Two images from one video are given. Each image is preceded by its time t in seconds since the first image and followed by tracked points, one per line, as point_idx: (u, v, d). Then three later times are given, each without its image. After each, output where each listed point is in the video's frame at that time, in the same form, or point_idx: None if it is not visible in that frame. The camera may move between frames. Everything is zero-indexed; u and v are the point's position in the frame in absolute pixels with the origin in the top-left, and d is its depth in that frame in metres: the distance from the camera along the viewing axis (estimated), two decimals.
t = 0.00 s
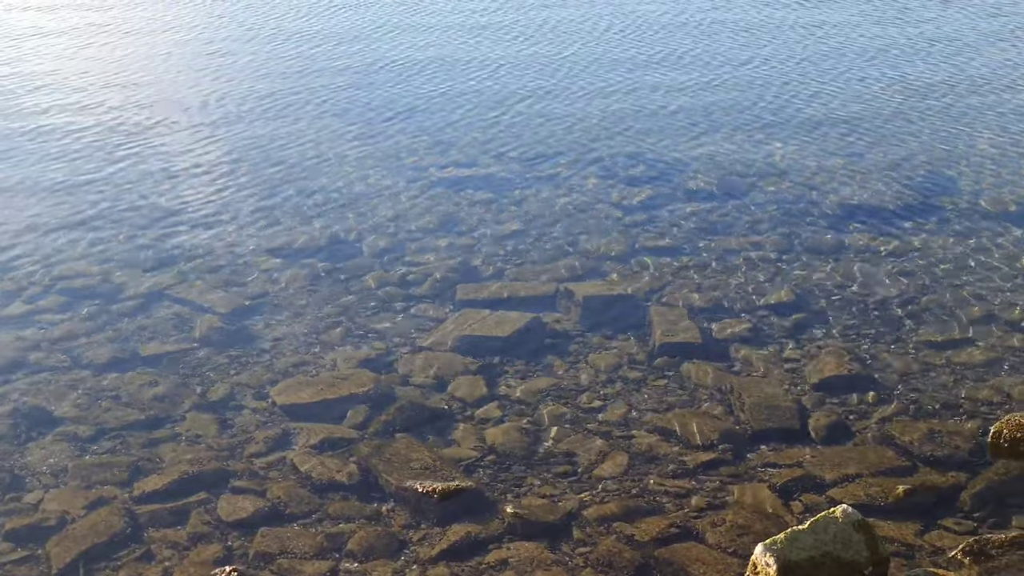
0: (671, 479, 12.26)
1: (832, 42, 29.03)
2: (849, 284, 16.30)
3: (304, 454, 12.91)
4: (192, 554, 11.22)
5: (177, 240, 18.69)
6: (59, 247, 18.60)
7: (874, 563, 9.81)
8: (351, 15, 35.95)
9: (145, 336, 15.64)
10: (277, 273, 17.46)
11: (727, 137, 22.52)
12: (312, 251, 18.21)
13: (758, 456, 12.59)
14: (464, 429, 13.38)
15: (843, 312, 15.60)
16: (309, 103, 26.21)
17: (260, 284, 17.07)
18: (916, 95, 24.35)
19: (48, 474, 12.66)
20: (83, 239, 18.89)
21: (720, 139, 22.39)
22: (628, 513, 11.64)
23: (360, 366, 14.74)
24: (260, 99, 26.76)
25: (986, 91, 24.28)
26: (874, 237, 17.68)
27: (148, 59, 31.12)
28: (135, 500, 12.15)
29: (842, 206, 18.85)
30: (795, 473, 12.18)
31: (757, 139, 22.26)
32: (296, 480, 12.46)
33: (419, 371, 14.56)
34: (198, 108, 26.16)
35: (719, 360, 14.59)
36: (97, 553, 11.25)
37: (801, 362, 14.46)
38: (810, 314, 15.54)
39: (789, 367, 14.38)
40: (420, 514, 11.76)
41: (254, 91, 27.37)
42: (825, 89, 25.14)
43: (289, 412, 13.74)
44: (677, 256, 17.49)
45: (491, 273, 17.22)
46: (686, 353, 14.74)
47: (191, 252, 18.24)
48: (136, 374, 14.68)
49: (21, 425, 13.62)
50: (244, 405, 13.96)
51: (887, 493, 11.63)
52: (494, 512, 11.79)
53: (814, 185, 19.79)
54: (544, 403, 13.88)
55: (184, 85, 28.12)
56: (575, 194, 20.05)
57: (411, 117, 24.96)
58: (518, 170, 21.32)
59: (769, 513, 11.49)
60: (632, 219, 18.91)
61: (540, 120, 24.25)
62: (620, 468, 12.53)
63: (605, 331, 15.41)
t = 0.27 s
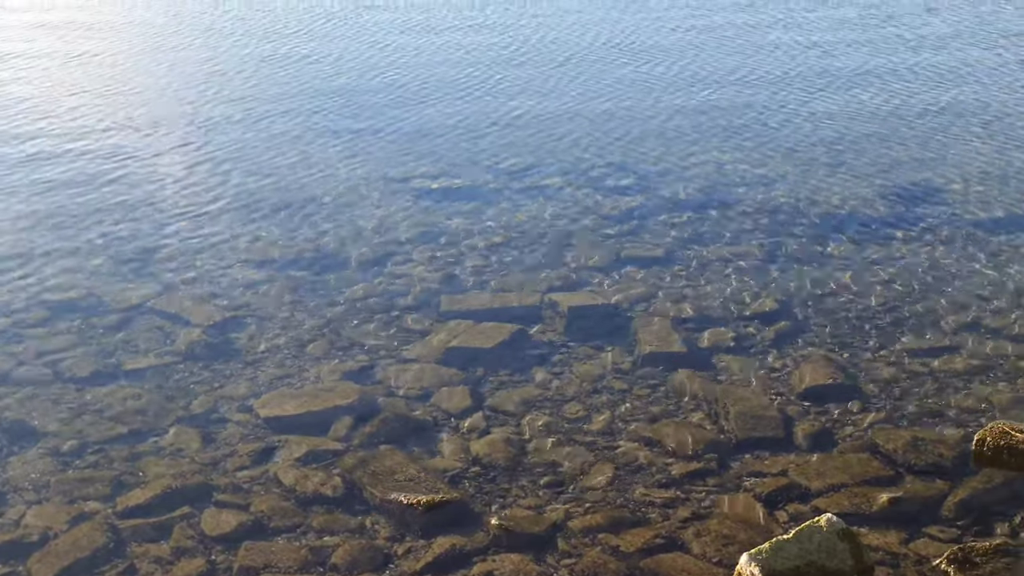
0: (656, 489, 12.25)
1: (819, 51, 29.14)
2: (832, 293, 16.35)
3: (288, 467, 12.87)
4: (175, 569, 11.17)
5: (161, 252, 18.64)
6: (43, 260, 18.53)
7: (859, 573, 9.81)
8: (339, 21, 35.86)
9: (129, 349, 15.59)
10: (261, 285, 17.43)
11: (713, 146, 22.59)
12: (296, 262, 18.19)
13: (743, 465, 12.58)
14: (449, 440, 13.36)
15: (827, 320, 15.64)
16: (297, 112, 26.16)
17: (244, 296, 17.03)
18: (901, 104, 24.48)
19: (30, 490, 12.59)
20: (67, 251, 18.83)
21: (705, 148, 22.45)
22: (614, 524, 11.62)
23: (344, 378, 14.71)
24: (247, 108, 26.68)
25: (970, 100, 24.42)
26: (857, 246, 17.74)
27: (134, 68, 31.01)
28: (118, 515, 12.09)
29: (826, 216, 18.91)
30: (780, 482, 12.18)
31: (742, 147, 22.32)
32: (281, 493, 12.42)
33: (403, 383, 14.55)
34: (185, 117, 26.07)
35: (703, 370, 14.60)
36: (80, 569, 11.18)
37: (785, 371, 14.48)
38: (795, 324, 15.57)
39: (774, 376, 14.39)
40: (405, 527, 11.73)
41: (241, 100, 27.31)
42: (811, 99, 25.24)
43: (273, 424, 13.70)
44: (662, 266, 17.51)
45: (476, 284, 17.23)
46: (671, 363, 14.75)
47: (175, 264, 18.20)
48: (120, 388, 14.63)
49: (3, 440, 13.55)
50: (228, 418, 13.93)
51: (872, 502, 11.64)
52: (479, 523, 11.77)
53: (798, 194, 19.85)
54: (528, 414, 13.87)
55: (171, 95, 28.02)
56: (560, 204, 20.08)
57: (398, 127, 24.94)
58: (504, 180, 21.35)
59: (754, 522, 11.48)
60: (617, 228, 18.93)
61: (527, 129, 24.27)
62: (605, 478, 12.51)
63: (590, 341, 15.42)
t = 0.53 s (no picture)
0: (629, 538, 12.19)
1: (793, 94, 29.56)
2: (803, 340, 16.47)
3: (257, 519, 12.76)
4: None
5: (134, 300, 18.58)
6: (15, 310, 18.45)
7: None
8: (317, 66, 36.04)
9: (98, 401, 15.49)
10: (232, 335, 17.38)
11: (686, 192, 22.82)
12: (269, 310, 18.17)
13: (716, 513, 12.55)
14: (420, 489, 13.28)
15: (797, 368, 15.73)
16: (275, 162, 26.24)
17: (216, 347, 16.97)
18: (871, 149, 24.85)
19: None
20: (39, 301, 18.77)
21: (678, 194, 22.68)
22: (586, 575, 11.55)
23: (315, 429, 14.66)
24: (226, 159, 26.74)
25: (938, 145, 24.87)
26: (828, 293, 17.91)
27: (112, 120, 31.00)
28: (83, 570, 11.92)
29: (797, 262, 19.11)
30: (753, 530, 12.14)
31: (714, 193, 22.57)
32: (249, 546, 12.29)
33: (375, 433, 14.50)
34: (163, 169, 26.09)
35: (675, 418, 14.61)
36: None
37: (757, 419, 14.51)
38: (766, 371, 15.65)
39: (745, 423, 14.43)
40: None
41: (220, 151, 27.36)
42: (783, 144, 25.60)
43: (243, 476, 13.60)
44: (634, 314, 17.61)
45: (449, 332, 17.26)
46: (643, 411, 14.77)
47: (147, 312, 18.14)
48: (87, 441, 14.52)
49: None
50: (198, 470, 13.82)
51: (845, 550, 11.63)
52: None
53: (769, 241, 20.07)
54: (501, 463, 13.83)
55: (149, 146, 28.03)
56: (534, 250, 20.17)
57: (376, 177, 25.07)
58: (479, 225, 21.43)
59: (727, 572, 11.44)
60: (590, 276, 19.05)
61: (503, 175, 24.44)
62: (578, 527, 12.45)
63: (562, 389, 15.43)
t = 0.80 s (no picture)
0: None
1: (770, 139, 30.00)
2: (782, 393, 16.60)
3: None
4: None
5: (112, 353, 18.42)
6: None
7: None
8: (296, 87, 35.93)
9: (75, 457, 15.28)
10: (212, 389, 17.25)
11: (666, 243, 23.04)
12: (249, 365, 18.08)
13: (700, 568, 12.51)
14: (402, 547, 13.16)
15: (778, 420, 15.83)
16: (253, 195, 26.15)
17: (194, 403, 16.81)
18: (847, 201, 25.30)
19: None
20: (14, 351, 18.53)
21: (657, 245, 22.93)
22: None
23: (296, 485, 14.52)
24: (203, 189, 26.57)
25: (912, 198, 25.36)
26: (806, 346, 18.11)
27: (85, 138, 30.59)
28: None
29: (775, 315, 19.33)
30: None
31: (694, 245, 22.85)
32: None
33: (356, 489, 14.39)
34: (138, 196, 25.83)
35: (658, 471, 14.62)
36: None
37: (739, 472, 14.55)
38: (747, 424, 15.73)
39: (728, 477, 14.44)
40: None
41: (196, 179, 27.17)
42: (761, 193, 25.94)
43: (222, 535, 13.43)
44: (615, 367, 17.69)
45: (431, 387, 17.25)
46: (625, 465, 14.77)
47: (126, 367, 17.99)
48: (63, 499, 14.29)
49: None
50: (176, 529, 13.63)
51: None
52: None
53: (748, 294, 20.31)
54: (483, 519, 13.74)
55: (124, 170, 27.76)
56: (516, 303, 20.27)
57: (355, 213, 25.07)
58: (460, 277, 21.49)
59: None
60: (571, 329, 19.15)
61: (483, 220, 24.52)
62: None
63: (545, 443, 15.41)
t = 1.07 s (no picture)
0: None
1: (763, 146, 30.03)
2: (773, 400, 16.60)
3: None
4: None
5: (102, 364, 18.40)
6: None
7: None
8: (290, 97, 35.98)
9: (64, 469, 15.26)
10: (202, 400, 17.24)
11: (657, 250, 23.03)
12: (240, 375, 18.07)
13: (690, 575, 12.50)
14: (393, 556, 13.14)
15: (768, 427, 15.82)
16: (246, 205, 26.18)
17: (184, 413, 16.79)
18: (839, 206, 25.32)
19: None
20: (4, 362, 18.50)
21: (649, 252, 22.93)
22: None
23: (286, 495, 14.51)
24: (196, 199, 26.57)
25: (904, 203, 25.39)
26: (797, 352, 18.11)
27: (79, 148, 30.63)
28: None
29: (766, 322, 19.34)
30: None
31: (685, 252, 22.86)
32: None
33: (347, 498, 14.37)
34: (130, 207, 25.84)
35: (648, 479, 14.61)
36: None
37: (730, 478, 14.54)
38: (738, 431, 15.73)
39: (718, 484, 14.40)
40: None
41: (189, 189, 27.18)
42: (753, 199, 25.95)
43: (212, 545, 13.41)
44: (606, 375, 17.69)
45: (421, 396, 17.24)
46: (616, 472, 14.75)
47: (116, 377, 17.97)
48: (52, 511, 14.27)
49: None
50: (165, 539, 13.62)
51: None
52: None
53: (739, 300, 20.31)
54: (474, 527, 13.73)
55: (118, 180, 27.78)
56: (507, 311, 20.27)
57: (348, 221, 25.10)
58: (451, 285, 21.49)
59: None
60: (562, 337, 19.15)
61: (476, 228, 24.52)
62: None
63: (535, 451, 15.39)
